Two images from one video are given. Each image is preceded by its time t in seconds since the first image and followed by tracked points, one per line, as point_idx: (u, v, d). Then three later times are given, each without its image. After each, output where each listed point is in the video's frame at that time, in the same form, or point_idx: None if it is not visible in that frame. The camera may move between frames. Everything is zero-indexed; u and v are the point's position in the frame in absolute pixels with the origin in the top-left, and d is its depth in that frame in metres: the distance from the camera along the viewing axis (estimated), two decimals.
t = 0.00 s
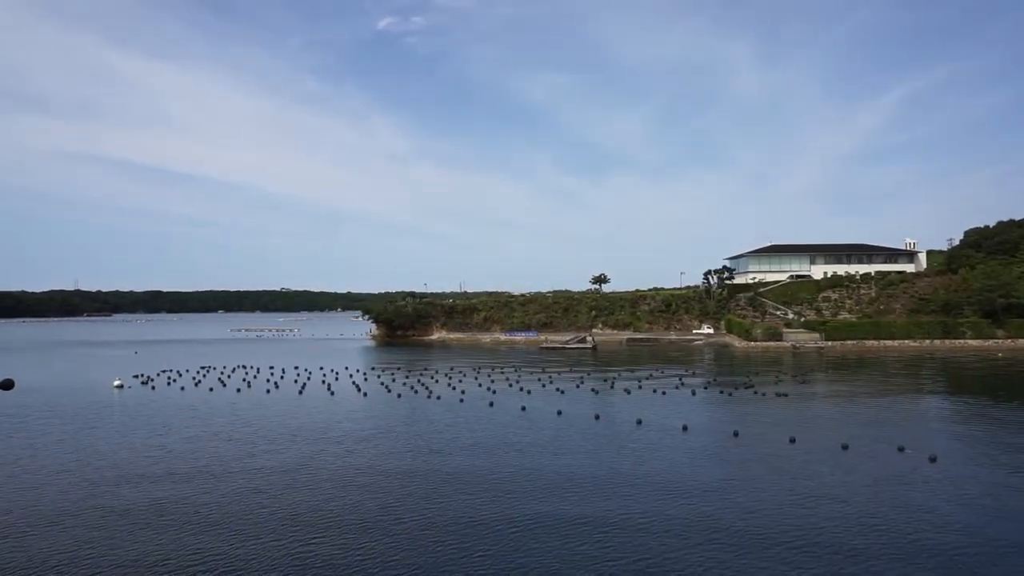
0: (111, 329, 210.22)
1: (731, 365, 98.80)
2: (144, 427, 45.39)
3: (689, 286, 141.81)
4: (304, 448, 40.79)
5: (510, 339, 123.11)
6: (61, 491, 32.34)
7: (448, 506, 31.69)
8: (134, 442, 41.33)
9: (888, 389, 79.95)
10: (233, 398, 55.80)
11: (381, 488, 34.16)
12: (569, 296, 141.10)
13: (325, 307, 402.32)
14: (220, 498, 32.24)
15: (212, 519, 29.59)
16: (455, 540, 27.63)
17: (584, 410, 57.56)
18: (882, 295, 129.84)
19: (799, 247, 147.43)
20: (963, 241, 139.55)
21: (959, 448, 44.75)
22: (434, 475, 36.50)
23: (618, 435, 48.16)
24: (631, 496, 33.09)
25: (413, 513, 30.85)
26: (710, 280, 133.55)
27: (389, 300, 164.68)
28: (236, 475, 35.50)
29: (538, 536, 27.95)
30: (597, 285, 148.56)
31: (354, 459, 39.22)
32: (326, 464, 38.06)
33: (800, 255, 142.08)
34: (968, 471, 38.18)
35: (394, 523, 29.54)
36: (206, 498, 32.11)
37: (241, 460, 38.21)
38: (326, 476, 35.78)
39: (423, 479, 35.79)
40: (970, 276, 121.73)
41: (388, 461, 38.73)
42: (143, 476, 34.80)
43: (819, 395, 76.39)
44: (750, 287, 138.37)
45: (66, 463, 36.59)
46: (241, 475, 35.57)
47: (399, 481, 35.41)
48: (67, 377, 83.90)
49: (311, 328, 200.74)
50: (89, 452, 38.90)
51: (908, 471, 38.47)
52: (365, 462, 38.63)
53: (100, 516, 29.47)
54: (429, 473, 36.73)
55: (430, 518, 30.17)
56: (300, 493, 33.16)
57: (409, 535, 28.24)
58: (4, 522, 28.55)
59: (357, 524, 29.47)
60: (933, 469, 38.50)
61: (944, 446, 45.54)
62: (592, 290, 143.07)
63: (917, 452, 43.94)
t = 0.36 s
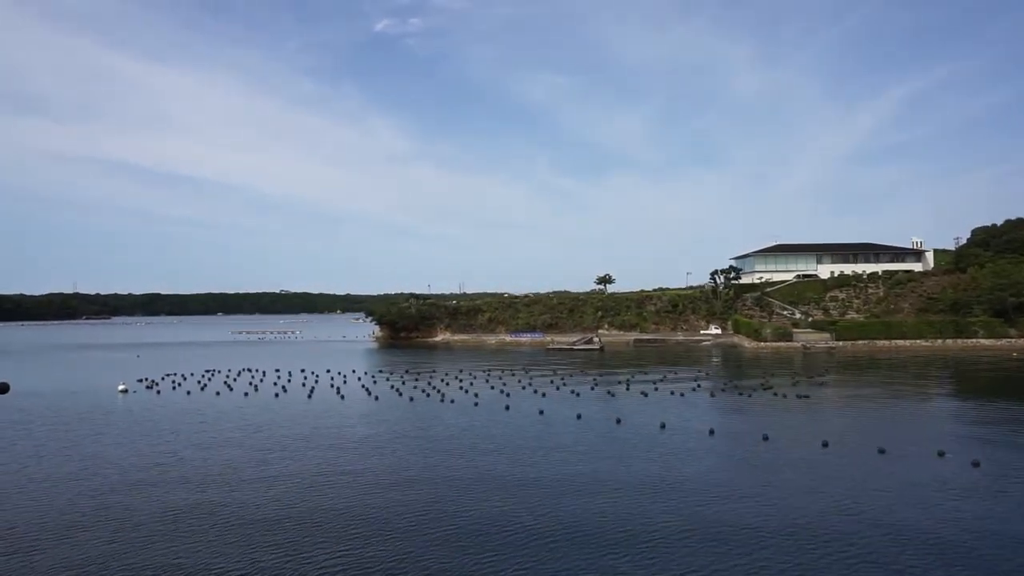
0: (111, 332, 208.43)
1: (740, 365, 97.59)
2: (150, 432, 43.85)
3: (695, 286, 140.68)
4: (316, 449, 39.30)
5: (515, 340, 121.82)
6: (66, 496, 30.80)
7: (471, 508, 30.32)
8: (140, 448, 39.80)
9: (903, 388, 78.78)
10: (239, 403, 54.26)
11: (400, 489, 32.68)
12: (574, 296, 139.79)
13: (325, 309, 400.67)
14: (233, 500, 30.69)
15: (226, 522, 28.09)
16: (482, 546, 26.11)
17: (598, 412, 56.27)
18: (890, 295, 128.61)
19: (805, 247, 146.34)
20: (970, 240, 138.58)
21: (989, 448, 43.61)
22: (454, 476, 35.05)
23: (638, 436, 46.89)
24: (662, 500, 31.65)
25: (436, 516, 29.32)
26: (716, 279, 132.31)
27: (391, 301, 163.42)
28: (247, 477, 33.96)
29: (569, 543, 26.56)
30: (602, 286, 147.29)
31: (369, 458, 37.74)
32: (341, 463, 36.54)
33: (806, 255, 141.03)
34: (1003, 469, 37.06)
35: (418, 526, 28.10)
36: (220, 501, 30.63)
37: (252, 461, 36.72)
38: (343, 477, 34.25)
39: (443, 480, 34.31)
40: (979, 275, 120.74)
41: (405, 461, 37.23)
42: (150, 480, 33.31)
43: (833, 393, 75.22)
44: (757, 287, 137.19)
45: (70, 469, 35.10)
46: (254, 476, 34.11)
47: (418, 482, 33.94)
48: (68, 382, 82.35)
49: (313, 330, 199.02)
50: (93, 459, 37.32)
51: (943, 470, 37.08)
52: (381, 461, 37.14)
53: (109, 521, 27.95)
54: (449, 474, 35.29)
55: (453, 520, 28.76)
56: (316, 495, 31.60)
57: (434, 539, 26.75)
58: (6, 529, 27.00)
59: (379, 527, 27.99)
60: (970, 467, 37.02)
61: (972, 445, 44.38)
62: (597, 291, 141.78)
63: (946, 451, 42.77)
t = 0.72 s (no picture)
0: (112, 335, 206.77)
1: (751, 363, 96.38)
2: (161, 440, 42.36)
3: (702, 284, 139.44)
4: (334, 454, 37.86)
5: (522, 340, 120.63)
6: (77, 508, 29.29)
7: (504, 515, 28.86)
8: (151, 456, 38.31)
9: (919, 385, 77.58)
10: (249, 407, 52.82)
11: (427, 495, 31.24)
12: (580, 295, 138.54)
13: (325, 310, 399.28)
14: (253, 509, 29.22)
15: (249, 534, 26.60)
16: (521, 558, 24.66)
17: (615, 412, 55.00)
18: (899, 291, 127.45)
19: (812, 243, 145.21)
20: (979, 234, 137.34)
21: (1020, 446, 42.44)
22: (481, 480, 33.61)
23: (659, 437, 45.68)
24: (702, 506, 30.26)
25: (468, 524, 27.88)
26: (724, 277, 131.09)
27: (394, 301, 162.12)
28: (266, 485, 32.49)
29: (612, 555, 25.12)
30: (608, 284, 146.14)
31: (390, 462, 36.27)
32: (361, 468, 35.08)
33: (813, 252, 139.88)
34: None
35: (451, 536, 26.64)
36: (239, 510, 29.13)
37: (269, 468, 35.25)
38: (366, 482, 32.81)
39: (470, 484, 32.87)
40: (990, 271, 119.52)
41: (427, 465, 35.79)
42: (165, 490, 31.80)
43: (849, 391, 74.06)
44: (764, 284, 136.08)
45: (79, 480, 33.57)
46: (273, 483, 32.61)
47: (444, 486, 32.50)
48: (72, 387, 81.04)
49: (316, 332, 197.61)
50: (103, 468, 35.81)
51: (983, 468, 35.82)
52: (402, 465, 35.67)
53: (124, 535, 26.43)
54: (475, 478, 33.84)
55: (487, 528, 27.34)
56: (339, 502, 30.14)
57: (471, 551, 25.29)
58: (16, 545, 25.46)
59: (410, 536, 26.53)
60: (1010, 467, 35.77)
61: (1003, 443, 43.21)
62: (604, 290, 140.56)
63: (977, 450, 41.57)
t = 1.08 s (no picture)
0: (113, 334, 205.26)
1: (762, 357, 95.40)
2: (172, 442, 41.10)
3: (708, 278, 138.42)
4: (353, 456, 36.60)
5: (529, 336, 119.62)
6: (90, 517, 28.03)
7: (535, 517, 27.61)
8: (162, 460, 37.02)
9: (936, 378, 76.51)
10: (260, 407, 51.62)
11: (453, 497, 29.98)
12: (586, 289, 137.41)
13: (326, 308, 398.02)
14: (273, 515, 27.97)
15: (270, 541, 25.31)
16: (560, 560, 23.40)
17: (633, 408, 53.91)
18: (908, 283, 126.37)
19: (819, 236, 144.11)
20: (988, 226, 136.22)
21: None
22: (507, 481, 32.37)
23: (681, 432, 44.63)
24: (741, 506, 29.02)
25: (499, 526, 26.61)
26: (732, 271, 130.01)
27: (398, 298, 160.99)
28: (285, 489, 31.24)
29: (655, 555, 23.84)
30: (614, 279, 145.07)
31: (412, 464, 35.01)
32: (382, 470, 33.82)
33: (821, 244, 138.74)
34: None
35: (483, 537, 25.38)
36: (259, 516, 27.89)
37: (286, 472, 33.94)
38: (388, 485, 31.56)
39: (497, 486, 31.61)
40: (1000, 263, 118.39)
41: (450, 466, 34.53)
42: (180, 496, 30.57)
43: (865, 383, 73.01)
44: (772, 277, 135.00)
45: (90, 486, 32.33)
46: (292, 488, 31.35)
47: (470, 489, 31.21)
48: (76, 387, 79.91)
49: (319, 329, 196.34)
50: (113, 473, 34.55)
51: None
52: (424, 467, 34.40)
53: (140, 545, 25.15)
54: (501, 479, 32.58)
55: (519, 528, 26.09)
56: (362, 506, 28.89)
57: (505, 552, 24.02)
58: (27, 559, 24.19)
59: (440, 540, 25.27)
60: None
61: None
62: (610, 284, 139.48)
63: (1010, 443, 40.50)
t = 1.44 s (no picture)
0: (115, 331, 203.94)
1: (775, 350, 94.12)
2: (185, 443, 39.77)
3: (717, 270, 137.11)
4: (375, 455, 35.31)
5: (537, 330, 118.49)
6: (106, 522, 26.71)
7: (574, 512, 26.18)
8: (177, 460, 35.72)
9: (955, 368, 75.29)
10: (274, 406, 50.38)
11: (482, 493, 28.63)
12: (594, 283, 136.10)
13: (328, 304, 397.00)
14: (298, 516, 26.61)
15: (296, 543, 24.01)
16: (606, 562, 22.05)
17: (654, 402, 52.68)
18: (919, 274, 125.04)
19: (828, 228, 142.61)
20: (999, 215, 134.83)
21: None
22: (537, 474, 30.99)
23: (707, 425, 43.40)
24: (790, 500, 27.57)
25: (536, 523, 25.19)
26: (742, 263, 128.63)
27: (403, 293, 159.74)
28: (306, 490, 29.94)
29: (707, 555, 22.44)
30: (621, 272, 143.82)
31: (437, 461, 33.65)
32: (407, 469, 32.48)
33: (830, 235, 137.30)
34: None
35: (520, 537, 24.01)
36: (283, 518, 26.51)
37: (307, 472, 32.69)
38: (414, 483, 30.16)
39: (527, 480, 30.16)
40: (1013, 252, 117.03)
41: (476, 462, 33.14)
42: (199, 498, 29.26)
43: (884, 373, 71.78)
44: (781, 269, 133.68)
45: (105, 488, 31.06)
46: (314, 488, 30.04)
47: (501, 483, 29.85)
48: (82, 385, 78.68)
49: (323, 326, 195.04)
50: (127, 475, 33.18)
51: None
52: (450, 464, 33.05)
53: (161, 551, 23.82)
54: (531, 473, 31.26)
55: (557, 525, 24.94)
56: (389, 505, 27.51)
57: (547, 554, 22.67)
58: (45, 565, 23.05)
59: (475, 537, 24.16)
60: None
61: None
62: (618, 278, 138.20)
63: None
